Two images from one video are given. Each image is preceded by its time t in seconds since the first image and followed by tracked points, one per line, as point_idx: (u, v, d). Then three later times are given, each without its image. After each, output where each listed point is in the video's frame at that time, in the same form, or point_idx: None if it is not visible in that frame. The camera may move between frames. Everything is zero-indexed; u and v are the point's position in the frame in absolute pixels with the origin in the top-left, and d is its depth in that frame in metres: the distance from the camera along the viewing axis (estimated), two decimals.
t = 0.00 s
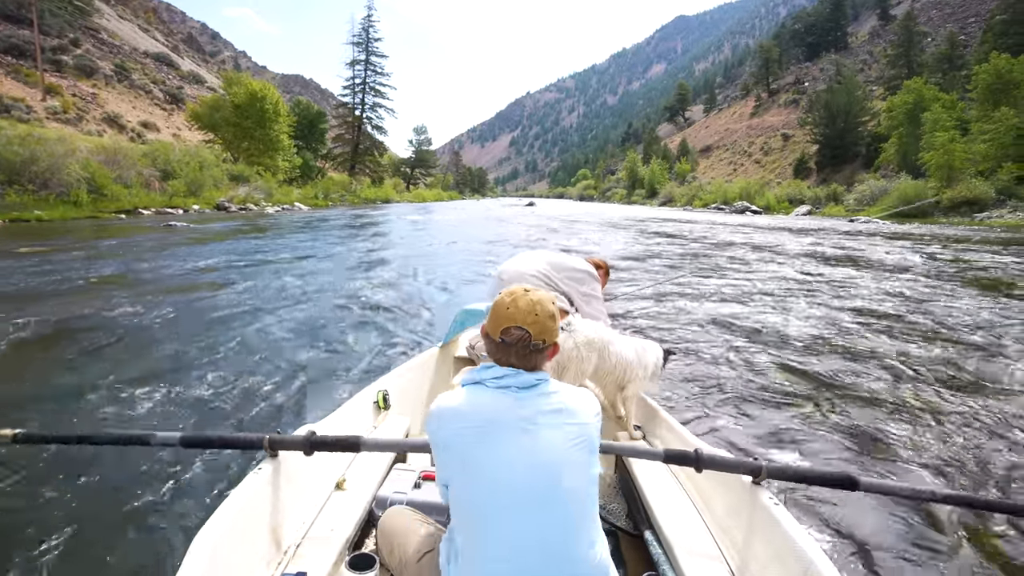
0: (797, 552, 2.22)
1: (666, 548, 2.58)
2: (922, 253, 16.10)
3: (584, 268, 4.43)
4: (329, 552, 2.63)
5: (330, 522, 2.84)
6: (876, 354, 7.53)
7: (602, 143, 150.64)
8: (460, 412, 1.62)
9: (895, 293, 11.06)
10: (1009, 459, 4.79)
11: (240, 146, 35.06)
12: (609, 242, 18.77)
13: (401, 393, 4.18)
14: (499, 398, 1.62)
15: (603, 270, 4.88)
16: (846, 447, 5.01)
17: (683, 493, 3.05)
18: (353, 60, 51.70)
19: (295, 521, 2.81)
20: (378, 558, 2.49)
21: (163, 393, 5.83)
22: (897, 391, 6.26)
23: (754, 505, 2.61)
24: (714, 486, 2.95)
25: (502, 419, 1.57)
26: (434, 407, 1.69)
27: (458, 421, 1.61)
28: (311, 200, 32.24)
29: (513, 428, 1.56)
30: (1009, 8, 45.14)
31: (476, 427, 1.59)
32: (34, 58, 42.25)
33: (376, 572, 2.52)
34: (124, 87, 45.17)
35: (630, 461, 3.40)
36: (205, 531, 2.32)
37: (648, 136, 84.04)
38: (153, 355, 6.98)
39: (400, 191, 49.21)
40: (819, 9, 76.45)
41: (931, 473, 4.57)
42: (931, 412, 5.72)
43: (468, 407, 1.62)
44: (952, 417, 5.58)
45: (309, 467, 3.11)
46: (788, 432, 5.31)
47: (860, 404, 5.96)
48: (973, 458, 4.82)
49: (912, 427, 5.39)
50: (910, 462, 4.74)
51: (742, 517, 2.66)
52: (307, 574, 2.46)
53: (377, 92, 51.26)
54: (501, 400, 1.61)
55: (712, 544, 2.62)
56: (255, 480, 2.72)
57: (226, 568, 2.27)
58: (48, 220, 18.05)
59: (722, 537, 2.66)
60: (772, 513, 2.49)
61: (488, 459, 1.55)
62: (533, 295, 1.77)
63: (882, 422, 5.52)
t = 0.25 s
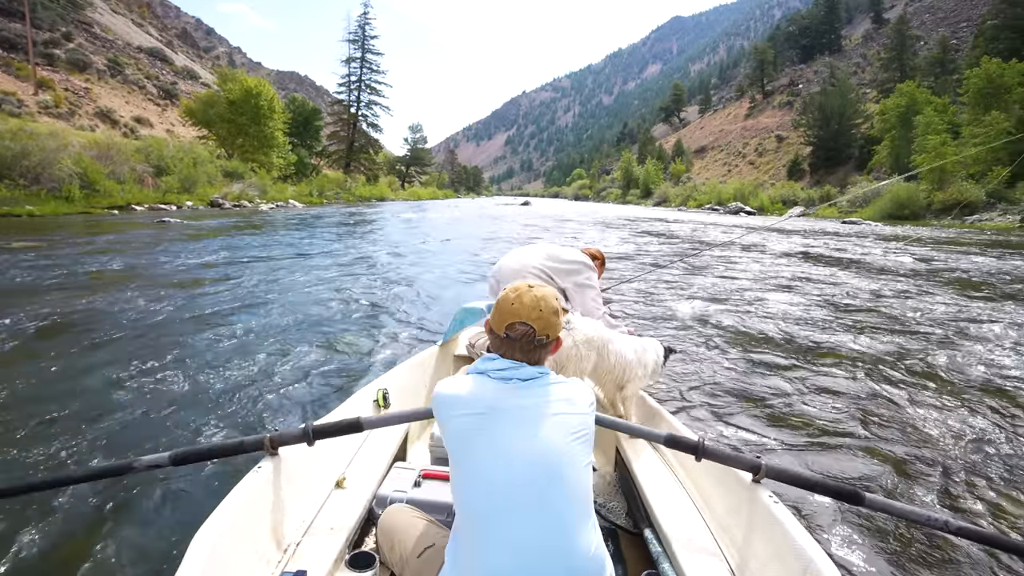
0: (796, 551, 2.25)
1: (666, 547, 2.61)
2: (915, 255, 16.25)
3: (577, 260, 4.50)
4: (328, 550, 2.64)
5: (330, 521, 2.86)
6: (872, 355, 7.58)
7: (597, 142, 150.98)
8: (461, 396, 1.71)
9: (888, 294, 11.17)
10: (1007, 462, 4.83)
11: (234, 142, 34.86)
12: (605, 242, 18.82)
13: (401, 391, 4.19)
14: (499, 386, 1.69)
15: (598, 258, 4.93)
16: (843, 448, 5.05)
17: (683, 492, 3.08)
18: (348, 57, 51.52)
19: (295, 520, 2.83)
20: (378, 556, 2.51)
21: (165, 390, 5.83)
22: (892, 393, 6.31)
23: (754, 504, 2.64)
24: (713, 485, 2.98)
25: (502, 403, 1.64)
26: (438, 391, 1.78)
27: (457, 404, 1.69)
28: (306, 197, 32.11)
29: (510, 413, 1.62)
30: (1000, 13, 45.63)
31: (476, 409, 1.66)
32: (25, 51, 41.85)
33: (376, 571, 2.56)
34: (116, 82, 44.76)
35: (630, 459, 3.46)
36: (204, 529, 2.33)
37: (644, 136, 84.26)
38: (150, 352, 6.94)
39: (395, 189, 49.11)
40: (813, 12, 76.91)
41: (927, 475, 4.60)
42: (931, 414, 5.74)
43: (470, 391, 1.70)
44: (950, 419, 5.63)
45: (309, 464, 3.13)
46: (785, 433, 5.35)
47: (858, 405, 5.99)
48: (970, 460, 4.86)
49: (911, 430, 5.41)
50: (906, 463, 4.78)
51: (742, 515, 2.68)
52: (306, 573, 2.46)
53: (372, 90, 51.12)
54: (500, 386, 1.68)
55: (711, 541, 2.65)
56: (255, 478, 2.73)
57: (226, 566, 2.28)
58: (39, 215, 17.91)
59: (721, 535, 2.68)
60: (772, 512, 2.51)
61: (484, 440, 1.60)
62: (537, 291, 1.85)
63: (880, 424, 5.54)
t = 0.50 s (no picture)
0: (796, 549, 2.27)
1: (666, 547, 2.63)
2: (913, 259, 16.31)
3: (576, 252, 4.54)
4: (327, 550, 2.66)
5: (329, 520, 2.87)
6: (870, 359, 7.60)
7: (596, 143, 151.16)
8: (450, 410, 1.65)
9: (886, 299, 11.21)
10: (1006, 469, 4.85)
11: (233, 140, 34.83)
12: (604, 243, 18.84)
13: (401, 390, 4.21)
14: (490, 398, 1.63)
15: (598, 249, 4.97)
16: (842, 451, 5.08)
17: (683, 492, 3.09)
18: (349, 56, 51.52)
19: (294, 518, 2.84)
20: (378, 555, 2.51)
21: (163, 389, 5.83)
22: (890, 397, 6.34)
23: (754, 503, 2.63)
24: (714, 485, 2.99)
25: (493, 419, 1.59)
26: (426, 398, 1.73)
27: (446, 419, 1.65)
28: (305, 196, 32.10)
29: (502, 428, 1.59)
30: (1000, 19, 45.77)
31: (465, 427, 1.61)
32: (25, 47, 41.79)
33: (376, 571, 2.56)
34: (116, 78, 44.69)
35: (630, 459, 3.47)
36: (204, 528, 2.35)
37: (643, 138, 84.37)
38: (147, 350, 6.94)
39: (394, 188, 49.09)
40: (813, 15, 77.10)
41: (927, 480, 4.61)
42: (930, 420, 5.76)
43: (459, 404, 1.64)
44: (948, 425, 5.66)
45: (309, 462, 3.14)
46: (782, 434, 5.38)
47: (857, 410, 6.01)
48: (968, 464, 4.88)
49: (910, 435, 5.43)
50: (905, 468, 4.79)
51: (742, 515, 2.69)
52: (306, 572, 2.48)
53: (373, 89, 51.13)
54: (490, 400, 1.62)
55: (713, 542, 2.65)
56: (254, 477, 2.73)
57: (225, 565, 2.29)
58: (38, 211, 17.90)
59: (721, 534, 2.70)
60: (773, 511, 2.51)
61: (476, 457, 1.59)
62: (531, 285, 1.74)
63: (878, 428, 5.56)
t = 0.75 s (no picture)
0: (797, 549, 2.27)
1: (667, 546, 2.63)
2: (910, 259, 16.34)
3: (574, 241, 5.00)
4: (327, 550, 2.66)
5: (329, 519, 2.88)
6: (869, 357, 7.60)
7: (595, 144, 151.24)
8: (442, 441, 1.53)
9: (884, 297, 11.22)
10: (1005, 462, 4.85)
11: (232, 140, 34.81)
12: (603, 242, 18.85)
13: (400, 390, 4.22)
14: (488, 428, 1.52)
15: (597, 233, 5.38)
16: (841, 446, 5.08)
17: (682, 491, 3.11)
18: (347, 56, 51.51)
19: (294, 518, 2.85)
20: (379, 554, 2.51)
21: (162, 388, 5.82)
22: (890, 394, 6.34)
23: (755, 502, 2.63)
24: (713, 484, 3.00)
25: (491, 450, 1.49)
26: (416, 427, 1.60)
27: (439, 451, 1.53)
28: (303, 196, 32.05)
29: (503, 460, 1.49)
30: (997, 19, 45.95)
31: (461, 460, 1.50)
32: (23, 47, 41.74)
33: (376, 569, 2.54)
34: (114, 79, 44.66)
35: (629, 457, 3.49)
36: (204, 528, 2.35)
37: (642, 138, 84.39)
38: (147, 349, 6.94)
39: (393, 188, 49.04)
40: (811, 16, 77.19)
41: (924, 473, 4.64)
42: (929, 416, 5.77)
43: (454, 434, 1.53)
44: (947, 421, 5.66)
45: (308, 462, 3.15)
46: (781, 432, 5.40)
47: (856, 406, 6.02)
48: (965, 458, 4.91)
49: (908, 430, 5.44)
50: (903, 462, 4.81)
51: (744, 515, 2.69)
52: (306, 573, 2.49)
53: (371, 89, 51.09)
54: (488, 429, 1.52)
55: (713, 541, 2.67)
56: (252, 477, 2.74)
57: (224, 565, 2.29)
58: (36, 211, 17.87)
59: (722, 533, 2.70)
60: (773, 510, 2.52)
61: (475, 491, 1.49)
62: (528, 293, 1.69)
63: (877, 423, 5.57)
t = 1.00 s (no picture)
0: (796, 550, 2.26)
1: (667, 548, 2.63)
2: (907, 258, 16.39)
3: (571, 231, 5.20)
4: (328, 551, 2.65)
5: (330, 520, 2.88)
6: (869, 358, 7.60)
7: (592, 145, 151.53)
8: (444, 456, 1.51)
9: (883, 297, 11.23)
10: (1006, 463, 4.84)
11: (229, 143, 34.76)
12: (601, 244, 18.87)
13: (400, 392, 4.22)
14: (491, 443, 1.51)
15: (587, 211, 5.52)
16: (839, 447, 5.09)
17: (682, 492, 3.11)
18: (345, 59, 51.53)
19: (294, 519, 2.84)
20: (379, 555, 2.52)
21: (162, 392, 5.82)
22: (890, 394, 6.34)
23: (755, 505, 2.62)
24: (713, 485, 2.99)
25: (494, 465, 1.48)
26: (413, 439, 1.57)
27: (441, 467, 1.50)
28: (301, 199, 32.03)
29: (505, 474, 1.48)
30: (991, 20, 46.16)
31: (463, 475, 1.48)
32: (19, 51, 41.66)
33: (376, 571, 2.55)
34: (111, 82, 44.63)
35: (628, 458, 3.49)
36: (205, 528, 2.35)
37: (639, 139, 84.53)
38: (145, 352, 6.92)
39: (390, 191, 49.01)
40: (807, 16, 77.46)
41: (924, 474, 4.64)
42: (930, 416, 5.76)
43: (455, 448, 1.51)
44: (947, 421, 5.65)
45: (309, 463, 3.15)
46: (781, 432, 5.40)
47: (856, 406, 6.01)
48: (964, 458, 4.91)
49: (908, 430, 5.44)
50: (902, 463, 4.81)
51: (743, 517, 2.68)
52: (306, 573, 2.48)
53: (368, 92, 51.12)
54: (490, 442, 1.51)
55: (713, 544, 2.66)
56: (253, 478, 2.74)
57: (224, 567, 2.29)
58: (33, 215, 17.83)
59: (722, 536, 2.71)
60: (772, 512, 2.50)
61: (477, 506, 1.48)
62: (530, 298, 1.68)
63: (877, 424, 5.57)
